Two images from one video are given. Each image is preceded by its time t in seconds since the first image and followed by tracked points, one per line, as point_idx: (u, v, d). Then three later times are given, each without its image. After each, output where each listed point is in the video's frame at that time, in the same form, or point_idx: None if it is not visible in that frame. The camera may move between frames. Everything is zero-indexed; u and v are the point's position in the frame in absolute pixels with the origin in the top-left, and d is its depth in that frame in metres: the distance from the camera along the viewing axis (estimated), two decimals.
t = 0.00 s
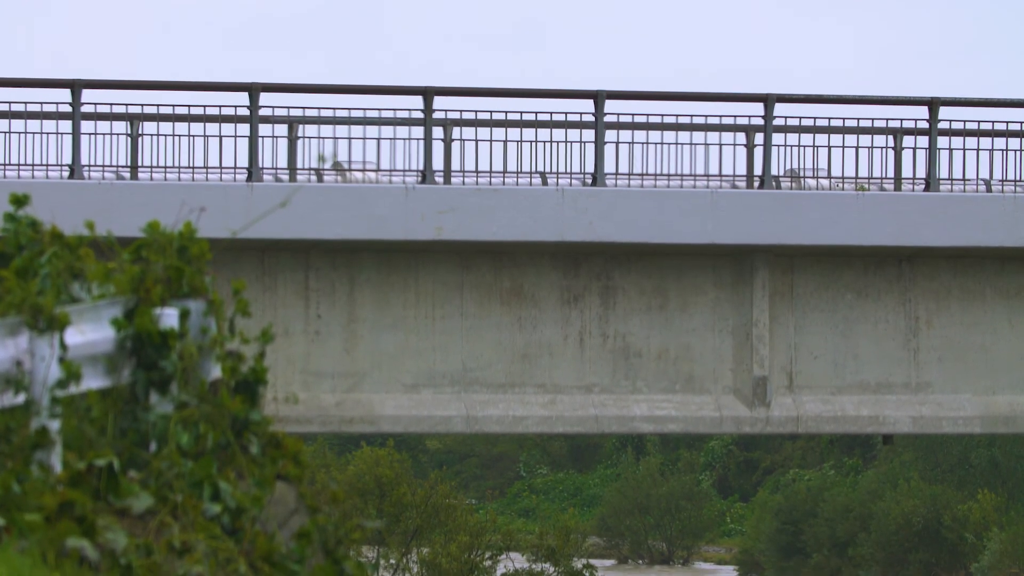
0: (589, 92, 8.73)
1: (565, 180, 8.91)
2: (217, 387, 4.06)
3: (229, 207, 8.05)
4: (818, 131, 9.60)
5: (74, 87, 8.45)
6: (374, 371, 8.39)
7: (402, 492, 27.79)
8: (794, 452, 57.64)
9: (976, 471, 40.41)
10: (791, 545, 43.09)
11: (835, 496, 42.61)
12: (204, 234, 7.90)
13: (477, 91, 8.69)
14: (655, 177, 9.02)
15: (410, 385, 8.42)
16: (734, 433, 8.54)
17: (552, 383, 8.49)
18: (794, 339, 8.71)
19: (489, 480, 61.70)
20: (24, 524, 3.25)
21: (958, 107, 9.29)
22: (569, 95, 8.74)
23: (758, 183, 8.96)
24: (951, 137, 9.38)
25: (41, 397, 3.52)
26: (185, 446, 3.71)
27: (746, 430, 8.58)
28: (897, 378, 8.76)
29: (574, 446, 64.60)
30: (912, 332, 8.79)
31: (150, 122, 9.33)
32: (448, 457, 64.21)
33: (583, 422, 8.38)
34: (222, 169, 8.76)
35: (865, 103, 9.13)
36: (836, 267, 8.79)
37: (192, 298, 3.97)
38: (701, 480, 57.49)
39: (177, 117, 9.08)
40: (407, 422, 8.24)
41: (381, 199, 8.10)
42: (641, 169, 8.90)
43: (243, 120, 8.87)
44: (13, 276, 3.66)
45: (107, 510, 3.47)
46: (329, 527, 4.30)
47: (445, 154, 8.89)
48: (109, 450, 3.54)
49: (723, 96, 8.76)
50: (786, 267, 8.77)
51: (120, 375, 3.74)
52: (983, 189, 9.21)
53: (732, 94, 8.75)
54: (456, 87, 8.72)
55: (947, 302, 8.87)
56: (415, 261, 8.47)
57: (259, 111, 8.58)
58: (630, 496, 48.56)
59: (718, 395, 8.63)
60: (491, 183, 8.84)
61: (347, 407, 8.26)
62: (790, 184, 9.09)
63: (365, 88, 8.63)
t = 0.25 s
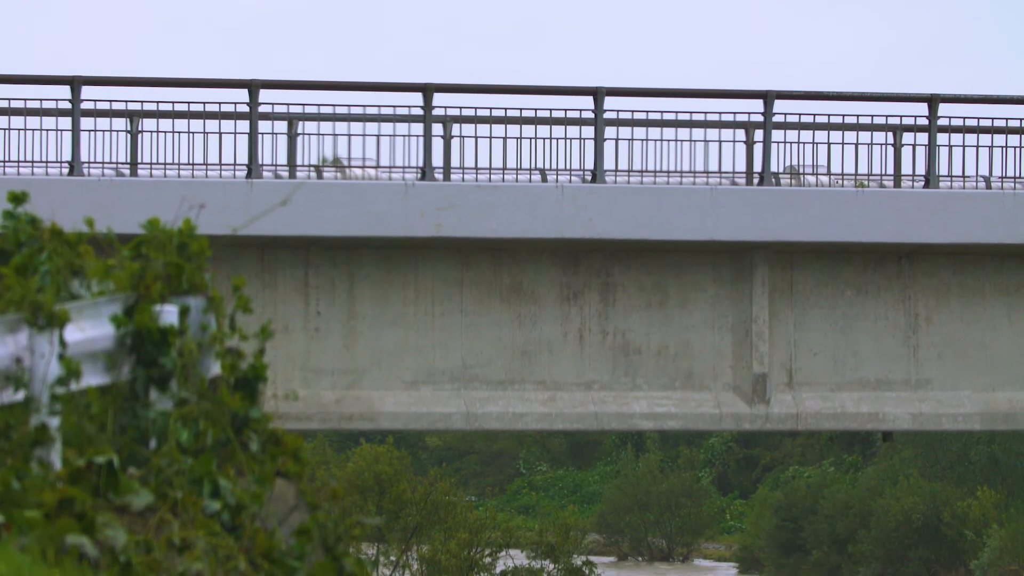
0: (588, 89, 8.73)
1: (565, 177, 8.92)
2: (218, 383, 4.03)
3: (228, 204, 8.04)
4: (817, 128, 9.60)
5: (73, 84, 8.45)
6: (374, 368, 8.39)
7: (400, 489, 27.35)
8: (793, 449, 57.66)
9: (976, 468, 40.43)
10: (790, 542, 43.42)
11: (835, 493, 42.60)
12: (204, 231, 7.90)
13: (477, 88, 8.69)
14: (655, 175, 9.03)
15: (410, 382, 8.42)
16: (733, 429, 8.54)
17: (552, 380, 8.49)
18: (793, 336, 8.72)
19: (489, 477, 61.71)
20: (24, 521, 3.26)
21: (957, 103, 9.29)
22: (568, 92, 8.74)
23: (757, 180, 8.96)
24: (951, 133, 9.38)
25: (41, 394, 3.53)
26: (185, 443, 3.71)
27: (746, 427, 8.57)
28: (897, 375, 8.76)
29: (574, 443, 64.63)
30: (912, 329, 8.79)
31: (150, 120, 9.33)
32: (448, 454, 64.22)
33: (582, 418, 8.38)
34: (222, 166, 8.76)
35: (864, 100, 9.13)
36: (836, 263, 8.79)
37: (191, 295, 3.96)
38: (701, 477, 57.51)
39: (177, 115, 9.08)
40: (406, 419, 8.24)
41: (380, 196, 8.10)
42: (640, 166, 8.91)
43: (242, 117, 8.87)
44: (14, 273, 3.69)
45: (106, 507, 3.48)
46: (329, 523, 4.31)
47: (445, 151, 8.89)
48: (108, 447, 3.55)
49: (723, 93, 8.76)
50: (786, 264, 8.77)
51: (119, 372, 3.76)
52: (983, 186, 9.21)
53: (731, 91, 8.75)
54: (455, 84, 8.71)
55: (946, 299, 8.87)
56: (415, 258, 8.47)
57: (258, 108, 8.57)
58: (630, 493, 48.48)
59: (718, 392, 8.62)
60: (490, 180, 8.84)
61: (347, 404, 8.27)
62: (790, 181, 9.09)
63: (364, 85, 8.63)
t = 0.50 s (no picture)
0: (588, 73, 8.71)
1: (564, 160, 8.90)
2: (217, 365, 4.01)
3: (227, 186, 8.03)
4: (817, 111, 9.58)
5: (72, 67, 8.42)
6: (373, 351, 8.40)
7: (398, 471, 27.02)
8: (792, 431, 57.80)
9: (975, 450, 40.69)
10: (789, 524, 42.65)
11: (833, 474, 42.71)
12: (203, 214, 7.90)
13: (476, 72, 8.67)
14: (654, 158, 9.01)
15: (409, 364, 8.43)
16: (732, 412, 8.55)
17: (550, 362, 8.50)
18: (793, 318, 8.72)
19: (487, 458, 61.80)
20: (23, 502, 3.28)
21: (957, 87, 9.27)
22: (567, 75, 8.71)
23: (756, 163, 8.95)
24: (950, 117, 9.36)
25: (40, 376, 3.52)
26: (184, 425, 3.73)
27: (745, 409, 8.58)
28: (895, 357, 8.76)
29: (573, 425, 64.75)
30: (910, 311, 8.80)
31: (149, 103, 9.30)
32: (446, 436, 64.32)
33: (581, 400, 8.37)
34: (221, 149, 8.74)
35: (864, 83, 9.11)
36: (835, 246, 8.80)
37: (190, 278, 3.97)
38: (700, 458, 57.65)
39: (176, 98, 9.05)
40: (405, 400, 8.25)
41: (379, 178, 8.10)
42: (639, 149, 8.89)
43: (241, 100, 8.84)
44: (13, 255, 3.74)
45: (105, 489, 3.51)
46: (328, 505, 4.34)
47: (444, 134, 8.88)
48: (107, 429, 3.56)
49: (722, 76, 8.75)
50: (785, 246, 8.77)
51: (118, 355, 3.75)
52: (982, 170, 9.21)
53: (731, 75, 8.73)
54: (454, 67, 8.69)
55: (945, 281, 8.88)
56: (414, 241, 8.48)
57: (257, 91, 8.55)
58: (630, 474, 48.20)
59: (717, 373, 8.64)
60: (489, 163, 8.83)
61: (346, 386, 8.26)
62: (789, 165, 9.07)
63: (363, 69, 8.61)
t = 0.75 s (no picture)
0: (587, 47, 8.67)
1: (563, 135, 8.88)
2: (217, 340, 4.04)
3: (225, 160, 8.01)
4: (816, 85, 9.55)
5: (71, 41, 8.38)
6: (372, 325, 8.41)
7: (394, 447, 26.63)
8: (791, 405, 58.01)
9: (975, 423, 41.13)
10: (789, 497, 42.23)
11: (832, 448, 42.88)
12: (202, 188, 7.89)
13: (475, 46, 8.63)
14: (653, 132, 9.00)
15: (408, 338, 8.44)
16: (731, 385, 8.57)
17: (549, 336, 8.51)
18: (792, 293, 8.73)
19: (486, 432, 61.95)
20: (22, 477, 3.34)
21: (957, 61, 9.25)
22: (567, 50, 8.68)
23: (755, 138, 8.93)
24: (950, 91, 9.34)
25: (40, 350, 3.56)
26: (184, 399, 3.75)
27: (744, 383, 8.60)
28: (894, 332, 8.78)
29: (572, 400, 64.94)
30: (909, 286, 8.81)
31: (148, 77, 9.27)
32: (445, 410, 64.45)
33: (580, 374, 8.39)
34: (220, 123, 8.71)
35: (864, 58, 9.08)
36: (834, 221, 8.81)
37: (189, 252, 4.01)
38: (698, 433, 57.86)
39: (175, 72, 9.02)
40: (405, 374, 8.25)
41: (378, 152, 8.09)
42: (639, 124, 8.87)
43: (240, 74, 8.81)
44: (12, 230, 3.74)
45: (104, 464, 3.56)
46: (326, 480, 4.35)
47: (443, 108, 8.85)
48: (106, 404, 3.59)
49: (722, 51, 8.72)
50: (784, 221, 8.78)
51: (118, 329, 3.79)
52: (981, 144, 9.20)
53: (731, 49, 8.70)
54: (453, 41, 8.65)
55: (944, 256, 8.88)
56: (413, 215, 8.49)
57: (256, 65, 8.51)
58: (629, 449, 48.28)
59: (716, 348, 8.65)
60: (488, 138, 8.81)
61: (345, 360, 8.27)
62: (788, 139, 9.06)
63: (361, 43, 8.57)
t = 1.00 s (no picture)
0: (586, 21, 8.63)
1: (562, 109, 8.86)
2: (216, 315, 4.05)
3: (222, 134, 7.99)
4: (815, 59, 9.51)
5: (69, 16, 8.34)
6: (371, 300, 8.41)
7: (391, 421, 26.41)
8: (789, 380, 58.18)
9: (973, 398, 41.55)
10: (787, 472, 42.29)
11: (830, 423, 43.02)
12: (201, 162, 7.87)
13: (473, 20, 8.59)
14: (652, 107, 8.97)
15: (407, 313, 8.45)
16: (729, 360, 8.58)
17: (548, 311, 8.51)
18: (791, 268, 8.75)
19: (485, 407, 62.06)
20: (20, 452, 3.35)
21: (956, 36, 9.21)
22: (566, 24, 8.64)
23: (754, 112, 8.91)
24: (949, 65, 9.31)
25: (39, 326, 3.60)
26: (183, 374, 3.78)
27: (743, 358, 8.61)
28: (893, 307, 8.79)
29: (570, 375, 65.07)
30: (908, 260, 8.81)
31: (146, 51, 9.23)
32: (444, 385, 64.53)
33: (578, 349, 8.40)
34: (219, 98, 8.68)
35: (864, 32, 9.04)
36: (833, 195, 8.80)
37: (189, 227, 4.04)
38: (697, 407, 58.03)
39: (173, 47, 8.98)
40: (403, 349, 8.27)
41: (376, 127, 8.07)
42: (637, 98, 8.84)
43: (238, 49, 8.77)
44: (10, 204, 3.79)
45: (104, 439, 3.58)
46: (325, 455, 4.40)
47: (441, 83, 8.82)
48: (105, 379, 3.63)
49: (722, 25, 8.68)
50: (783, 196, 8.77)
51: (117, 304, 3.85)
52: (979, 119, 9.18)
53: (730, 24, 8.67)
54: (452, 15, 8.61)
55: (942, 230, 8.89)
56: (411, 190, 8.48)
57: (254, 39, 8.47)
58: (628, 424, 48.30)
59: (714, 323, 8.67)
60: (487, 112, 8.78)
61: (344, 335, 8.29)
62: (786, 113, 9.04)
63: (359, 17, 8.53)
